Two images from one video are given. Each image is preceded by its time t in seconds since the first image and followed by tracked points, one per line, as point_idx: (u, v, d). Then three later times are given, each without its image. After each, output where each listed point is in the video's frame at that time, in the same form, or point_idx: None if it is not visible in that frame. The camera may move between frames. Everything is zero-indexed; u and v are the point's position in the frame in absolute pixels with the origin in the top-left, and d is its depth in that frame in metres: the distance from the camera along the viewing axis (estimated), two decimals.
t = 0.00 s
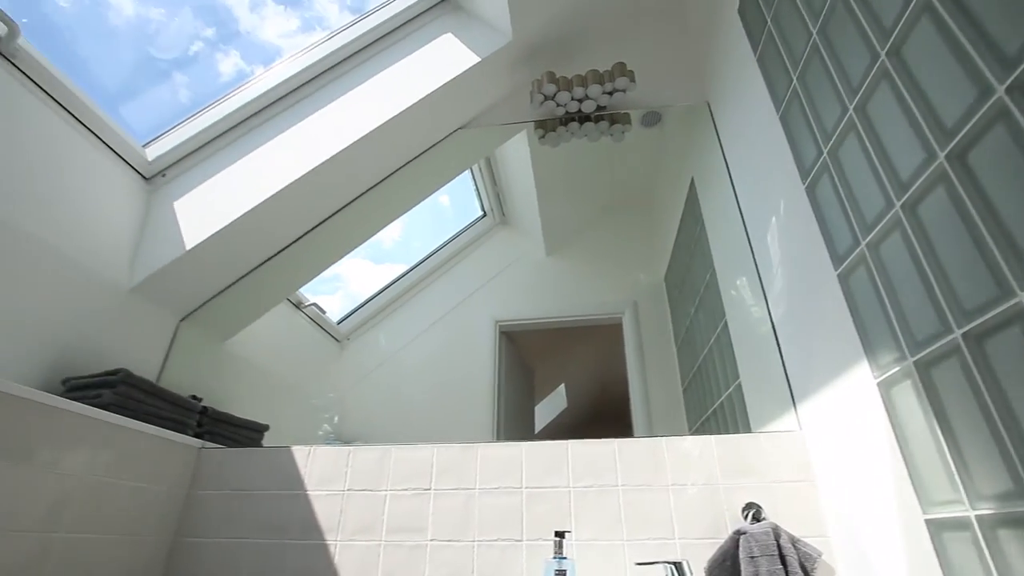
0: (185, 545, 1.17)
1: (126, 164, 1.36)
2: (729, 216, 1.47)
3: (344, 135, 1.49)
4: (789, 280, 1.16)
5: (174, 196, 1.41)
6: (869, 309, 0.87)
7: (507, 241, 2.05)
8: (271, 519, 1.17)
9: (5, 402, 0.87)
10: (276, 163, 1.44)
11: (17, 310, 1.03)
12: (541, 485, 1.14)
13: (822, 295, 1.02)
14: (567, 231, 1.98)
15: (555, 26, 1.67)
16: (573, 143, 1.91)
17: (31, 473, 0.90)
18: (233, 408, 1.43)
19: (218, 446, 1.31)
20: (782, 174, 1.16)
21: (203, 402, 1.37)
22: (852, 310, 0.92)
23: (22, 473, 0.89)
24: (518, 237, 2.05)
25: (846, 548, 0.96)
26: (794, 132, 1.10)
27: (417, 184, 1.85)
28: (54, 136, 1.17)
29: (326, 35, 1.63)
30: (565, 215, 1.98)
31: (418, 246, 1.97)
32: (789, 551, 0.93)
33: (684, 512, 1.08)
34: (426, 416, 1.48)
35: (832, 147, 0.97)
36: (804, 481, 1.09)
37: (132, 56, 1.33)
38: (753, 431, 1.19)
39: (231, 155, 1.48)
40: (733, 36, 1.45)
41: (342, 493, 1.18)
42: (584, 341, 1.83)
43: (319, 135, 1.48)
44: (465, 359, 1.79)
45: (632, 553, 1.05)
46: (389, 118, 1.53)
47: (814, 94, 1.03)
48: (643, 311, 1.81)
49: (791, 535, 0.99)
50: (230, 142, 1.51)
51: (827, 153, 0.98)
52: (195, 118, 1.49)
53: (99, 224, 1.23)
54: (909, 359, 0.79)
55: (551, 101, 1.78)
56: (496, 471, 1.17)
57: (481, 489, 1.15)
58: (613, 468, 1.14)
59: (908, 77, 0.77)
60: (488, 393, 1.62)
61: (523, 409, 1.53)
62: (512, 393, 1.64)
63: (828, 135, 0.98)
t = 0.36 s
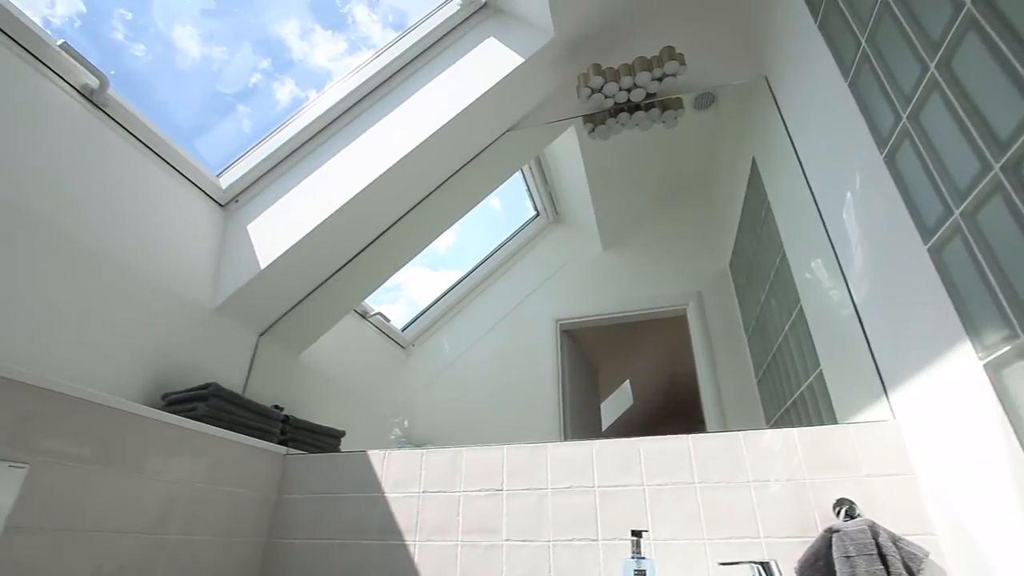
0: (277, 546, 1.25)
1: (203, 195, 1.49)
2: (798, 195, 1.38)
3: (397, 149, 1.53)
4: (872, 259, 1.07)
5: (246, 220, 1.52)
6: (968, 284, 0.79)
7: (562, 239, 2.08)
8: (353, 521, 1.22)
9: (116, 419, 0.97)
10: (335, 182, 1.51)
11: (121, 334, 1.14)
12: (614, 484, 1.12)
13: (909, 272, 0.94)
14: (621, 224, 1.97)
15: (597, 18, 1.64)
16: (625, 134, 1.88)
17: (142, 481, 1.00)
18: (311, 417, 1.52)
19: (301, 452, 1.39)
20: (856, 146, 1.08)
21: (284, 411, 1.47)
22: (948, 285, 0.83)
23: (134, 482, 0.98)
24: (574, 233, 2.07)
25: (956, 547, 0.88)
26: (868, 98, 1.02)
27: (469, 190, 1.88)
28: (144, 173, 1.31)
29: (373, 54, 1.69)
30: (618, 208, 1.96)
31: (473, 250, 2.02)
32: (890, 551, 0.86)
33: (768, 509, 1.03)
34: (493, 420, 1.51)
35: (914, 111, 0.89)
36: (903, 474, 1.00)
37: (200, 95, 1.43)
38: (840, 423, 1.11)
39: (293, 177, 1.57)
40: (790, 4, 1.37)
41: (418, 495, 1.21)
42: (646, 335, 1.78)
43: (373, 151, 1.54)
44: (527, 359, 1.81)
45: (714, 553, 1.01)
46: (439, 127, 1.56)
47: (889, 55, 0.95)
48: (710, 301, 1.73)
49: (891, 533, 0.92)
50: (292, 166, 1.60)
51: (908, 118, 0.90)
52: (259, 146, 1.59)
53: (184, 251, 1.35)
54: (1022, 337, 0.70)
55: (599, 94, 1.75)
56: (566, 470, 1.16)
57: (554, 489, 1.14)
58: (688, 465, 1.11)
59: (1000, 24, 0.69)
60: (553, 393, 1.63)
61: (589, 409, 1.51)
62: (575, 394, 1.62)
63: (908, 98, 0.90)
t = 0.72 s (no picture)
0: (348, 546, 1.30)
1: (262, 215, 1.56)
2: (862, 172, 1.30)
3: (441, 157, 1.57)
4: (952, 235, 0.99)
5: (303, 235, 1.59)
6: None
7: (611, 233, 2.00)
8: (419, 521, 1.26)
9: (199, 427, 1.04)
10: (384, 193, 1.57)
11: (198, 348, 1.22)
12: (680, 482, 1.09)
13: (995, 246, 0.86)
14: (672, 214, 1.89)
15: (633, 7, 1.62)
16: (669, 121, 1.85)
17: (225, 485, 1.06)
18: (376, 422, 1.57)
19: (366, 455, 1.44)
20: (925, 113, 1.01)
21: (348, 416, 1.53)
22: None
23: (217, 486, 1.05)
24: (623, 226, 1.98)
25: None
26: (938, 61, 0.95)
27: (513, 191, 1.89)
28: (210, 197, 1.40)
29: (411, 66, 1.73)
30: (668, 200, 1.90)
31: (521, 251, 2.02)
32: (994, 550, 0.77)
33: (848, 505, 0.97)
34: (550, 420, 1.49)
35: (993, 69, 0.82)
36: (1002, 467, 0.91)
37: (253, 120, 1.51)
38: (925, 412, 1.03)
39: (344, 191, 1.63)
40: None
41: (480, 495, 1.23)
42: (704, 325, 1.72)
43: (418, 160, 1.58)
44: (581, 357, 1.78)
45: (791, 553, 0.96)
46: (480, 132, 1.59)
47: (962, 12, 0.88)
48: (770, 287, 1.66)
49: (997, 531, 0.82)
50: (342, 181, 1.66)
51: (988, 78, 0.83)
52: (310, 165, 1.66)
53: (249, 268, 1.43)
54: None
55: (641, 83, 1.77)
56: (629, 468, 1.14)
57: (617, 487, 1.13)
58: (758, 460, 1.06)
59: None
60: (609, 386, 1.62)
61: (648, 403, 1.48)
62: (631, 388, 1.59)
63: (986, 56, 0.83)
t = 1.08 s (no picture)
0: (408, 546, 1.33)
1: (312, 226, 1.65)
2: (925, 147, 1.22)
3: (479, 161, 1.59)
4: None
5: (351, 245, 1.67)
6: None
7: (655, 226, 1.96)
8: (476, 521, 1.27)
9: (265, 433, 1.09)
10: (425, 201, 1.61)
11: (260, 358, 1.29)
12: (741, 479, 1.04)
13: None
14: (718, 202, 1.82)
15: None
16: (710, 108, 1.82)
17: (291, 488, 1.11)
18: (428, 426, 1.62)
19: (421, 458, 1.47)
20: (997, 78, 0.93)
21: (403, 420, 1.58)
22: None
23: (284, 489, 1.10)
24: (666, 218, 1.95)
25: None
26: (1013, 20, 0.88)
27: (552, 191, 1.89)
28: (264, 213, 1.48)
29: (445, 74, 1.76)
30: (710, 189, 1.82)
31: (562, 249, 2.04)
32: None
33: (930, 502, 0.89)
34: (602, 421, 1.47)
35: None
36: None
37: (299, 138, 1.58)
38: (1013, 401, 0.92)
39: (387, 201, 1.70)
40: None
41: (536, 495, 1.23)
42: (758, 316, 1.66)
43: (458, 166, 1.61)
44: (631, 354, 1.76)
45: (868, 554, 0.89)
46: (516, 134, 1.59)
47: None
48: (829, 274, 1.53)
49: None
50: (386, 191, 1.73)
51: None
52: (353, 177, 1.72)
53: (303, 280, 1.51)
54: None
55: (680, 70, 1.74)
56: (687, 466, 1.11)
57: (676, 485, 1.09)
58: (826, 456, 1.00)
59: None
60: (663, 384, 1.58)
61: (701, 400, 1.45)
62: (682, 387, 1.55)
63: None
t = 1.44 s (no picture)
0: (465, 546, 1.35)
1: (359, 236, 1.71)
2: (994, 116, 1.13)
3: (516, 163, 1.60)
4: None
5: (395, 253, 1.72)
6: None
7: (699, 216, 1.94)
8: (530, 521, 1.27)
9: (324, 438, 1.13)
10: (465, 206, 1.63)
11: (315, 365, 1.34)
12: (807, 476, 0.99)
13: None
14: (766, 188, 1.76)
15: None
16: (754, 90, 1.75)
17: (350, 490, 1.15)
18: (478, 427, 1.64)
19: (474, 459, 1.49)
20: None
21: (454, 422, 1.61)
22: None
23: (344, 491, 1.14)
24: (711, 207, 1.92)
25: None
26: None
27: (591, 187, 1.87)
28: (313, 226, 1.55)
29: (477, 78, 1.77)
30: (757, 174, 1.76)
31: (605, 246, 2.01)
32: None
33: None
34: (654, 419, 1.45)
35: None
36: None
37: (340, 152, 1.63)
38: None
39: (427, 208, 1.74)
40: None
41: (590, 494, 1.21)
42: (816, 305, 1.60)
43: (496, 170, 1.63)
44: (680, 349, 1.73)
45: (955, 554, 0.82)
46: (552, 134, 1.58)
47: None
48: (890, 258, 1.41)
49: None
50: (427, 197, 1.77)
51: None
52: (393, 186, 1.78)
53: (353, 289, 1.56)
54: None
55: (719, 54, 1.67)
56: (747, 463, 1.06)
57: (736, 483, 1.05)
58: (900, 450, 0.93)
59: None
60: (716, 379, 1.56)
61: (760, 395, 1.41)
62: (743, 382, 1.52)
63: None
